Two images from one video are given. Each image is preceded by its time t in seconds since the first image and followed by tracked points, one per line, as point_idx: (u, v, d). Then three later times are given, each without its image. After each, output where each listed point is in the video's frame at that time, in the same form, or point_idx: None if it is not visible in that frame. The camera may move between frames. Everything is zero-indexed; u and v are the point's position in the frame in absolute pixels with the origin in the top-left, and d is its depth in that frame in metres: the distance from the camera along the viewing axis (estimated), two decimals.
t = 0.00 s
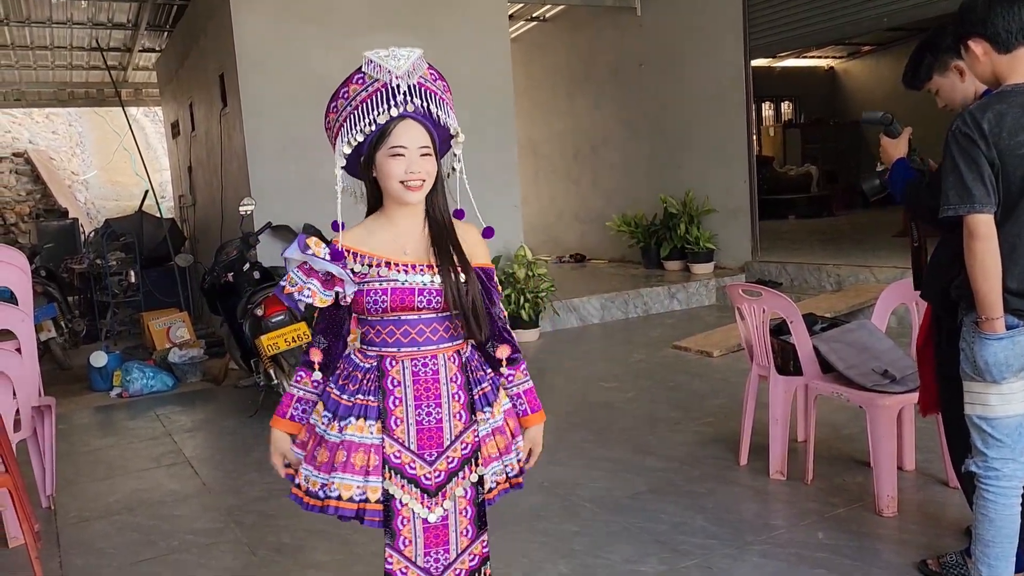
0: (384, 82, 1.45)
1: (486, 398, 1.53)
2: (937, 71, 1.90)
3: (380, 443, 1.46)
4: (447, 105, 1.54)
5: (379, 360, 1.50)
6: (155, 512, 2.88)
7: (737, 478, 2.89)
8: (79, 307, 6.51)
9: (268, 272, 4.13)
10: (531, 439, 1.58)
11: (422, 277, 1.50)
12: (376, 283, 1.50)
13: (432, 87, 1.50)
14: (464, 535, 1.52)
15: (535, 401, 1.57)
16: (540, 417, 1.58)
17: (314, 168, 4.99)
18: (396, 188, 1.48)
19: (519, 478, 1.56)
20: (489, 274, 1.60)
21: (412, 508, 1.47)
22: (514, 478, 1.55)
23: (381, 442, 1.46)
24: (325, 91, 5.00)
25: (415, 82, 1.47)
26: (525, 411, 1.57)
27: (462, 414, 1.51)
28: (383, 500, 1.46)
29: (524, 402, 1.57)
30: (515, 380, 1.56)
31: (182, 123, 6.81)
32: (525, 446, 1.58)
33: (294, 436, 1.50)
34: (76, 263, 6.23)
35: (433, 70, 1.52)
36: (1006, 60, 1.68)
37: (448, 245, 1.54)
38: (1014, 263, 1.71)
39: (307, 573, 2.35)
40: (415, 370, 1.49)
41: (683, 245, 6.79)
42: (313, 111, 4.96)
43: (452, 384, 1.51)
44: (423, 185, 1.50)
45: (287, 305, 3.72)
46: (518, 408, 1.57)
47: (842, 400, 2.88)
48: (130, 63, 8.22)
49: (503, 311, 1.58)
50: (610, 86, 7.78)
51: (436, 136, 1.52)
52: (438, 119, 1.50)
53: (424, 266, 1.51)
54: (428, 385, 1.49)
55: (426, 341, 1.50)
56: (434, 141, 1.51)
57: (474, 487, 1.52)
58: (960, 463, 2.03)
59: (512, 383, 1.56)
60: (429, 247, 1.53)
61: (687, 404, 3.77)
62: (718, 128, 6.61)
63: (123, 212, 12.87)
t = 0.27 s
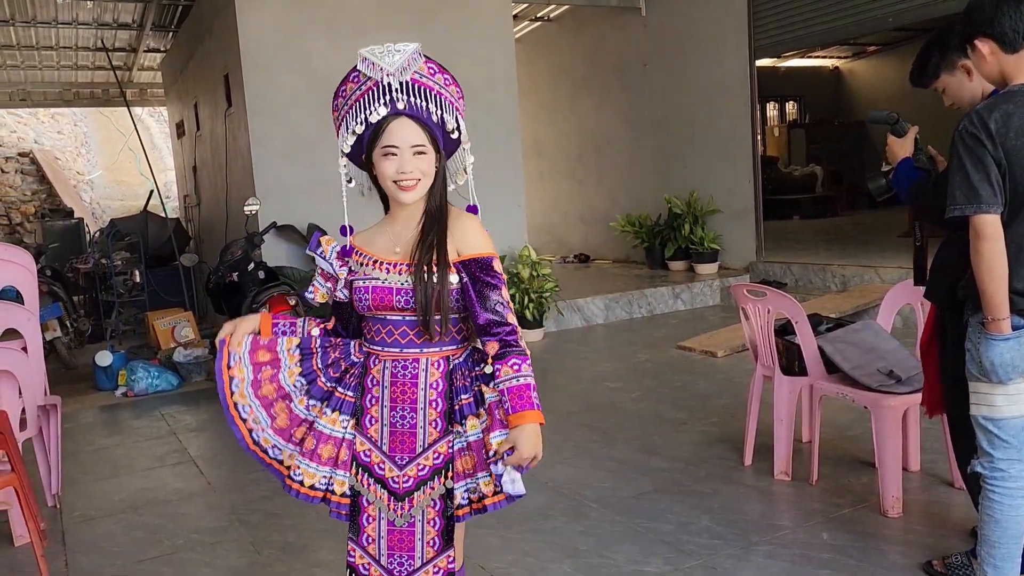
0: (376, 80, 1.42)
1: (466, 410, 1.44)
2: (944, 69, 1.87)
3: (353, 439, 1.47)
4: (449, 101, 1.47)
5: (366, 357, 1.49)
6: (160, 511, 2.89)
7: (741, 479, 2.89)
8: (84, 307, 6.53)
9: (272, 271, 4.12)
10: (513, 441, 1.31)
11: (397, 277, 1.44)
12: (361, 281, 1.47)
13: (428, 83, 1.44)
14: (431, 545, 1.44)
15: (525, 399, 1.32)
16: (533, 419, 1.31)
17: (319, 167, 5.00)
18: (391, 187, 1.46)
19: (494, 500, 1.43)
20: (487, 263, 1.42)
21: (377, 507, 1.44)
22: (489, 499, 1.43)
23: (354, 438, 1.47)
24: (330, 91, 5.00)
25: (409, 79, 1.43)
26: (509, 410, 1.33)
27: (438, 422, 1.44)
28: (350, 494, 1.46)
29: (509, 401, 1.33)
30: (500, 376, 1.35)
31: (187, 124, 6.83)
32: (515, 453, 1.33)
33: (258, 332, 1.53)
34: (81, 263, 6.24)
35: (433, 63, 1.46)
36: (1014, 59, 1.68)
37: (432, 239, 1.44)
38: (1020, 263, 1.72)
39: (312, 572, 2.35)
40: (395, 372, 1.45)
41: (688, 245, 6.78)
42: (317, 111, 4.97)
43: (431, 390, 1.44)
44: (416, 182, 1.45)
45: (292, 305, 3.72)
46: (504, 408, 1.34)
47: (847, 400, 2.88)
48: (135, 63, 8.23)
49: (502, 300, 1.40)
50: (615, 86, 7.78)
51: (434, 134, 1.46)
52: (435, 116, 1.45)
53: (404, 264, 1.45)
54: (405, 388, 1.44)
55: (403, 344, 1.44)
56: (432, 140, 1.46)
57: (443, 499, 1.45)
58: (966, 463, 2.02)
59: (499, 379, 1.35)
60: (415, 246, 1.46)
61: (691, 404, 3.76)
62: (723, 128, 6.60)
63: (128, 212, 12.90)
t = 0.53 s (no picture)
0: (363, 86, 1.39)
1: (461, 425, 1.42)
2: (951, 68, 1.86)
3: (343, 448, 1.44)
4: (437, 109, 1.42)
5: (364, 365, 1.48)
6: (165, 510, 2.90)
7: (745, 478, 2.89)
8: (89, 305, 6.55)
9: (276, 270, 4.13)
10: (543, 438, 1.26)
11: (389, 286, 1.41)
12: (356, 294, 1.46)
13: (416, 89, 1.40)
14: (415, 561, 1.40)
15: (547, 395, 1.27)
16: (558, 415, 1.26)
17: (324, 167, 5.00)
18: (376, 194, 1.43)
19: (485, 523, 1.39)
20: (480, 260, 1.38)
21: (362, 518, 1.42)
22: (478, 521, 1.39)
23: (344, 448, 1.44)
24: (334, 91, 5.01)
25: (396, 84, 1.39)
26: (531, 409, 1.27)
27: (432, 437, 1.40)
28: (336, 503, 1.43)
29: (530, 400, 1.28)
30: (515, 375, 1.29)
31: (191, 123, 6.85)
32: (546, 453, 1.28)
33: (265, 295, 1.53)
34: (86, 262, 6.26)
35: (423, 70, 1.42)
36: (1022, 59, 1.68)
37: (423, 246, 1.40)
38: None
39: (316, 571, 2.35)
40: (391, 383, 1.42)
41: (692, 245, 6.77)
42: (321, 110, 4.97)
43: (426, 404, 1.41)
44: (402, 190, 1.41)
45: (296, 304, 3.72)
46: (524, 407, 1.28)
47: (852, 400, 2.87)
48: (140, 62, 8.25)
49: (504, 295, 1.35)
50: (618, 85, 7.77)
51: (422, 142, 1.43)
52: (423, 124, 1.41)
53: (396, 275, 1.42)
54: (399, 400, 1.41)
55: (399, 354, 1.42)
56: (418, 148, 1.42)
57: (431, 518, 1.40)
58: (971, 464, 2.02)
59: (514, 380, 1.29)
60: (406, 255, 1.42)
61: (695, 404, 3.76)
62: (727, 127, 6.59)
63: (133, 211, 12.94)
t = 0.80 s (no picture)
0: (370, 91, 1.42)
1: (498, 419, 1.49)
2: (955, 67, 1.81)
3: (380, 467, 1.43)
4: (438, 121, 1.49)
5: (382, 380, 1.48)
6: (168, 507, 2.90)
7: (748, 478, 2.89)
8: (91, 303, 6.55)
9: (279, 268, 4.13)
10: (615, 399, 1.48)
11: (406, 296, 1.46)
12: (366, 308, 1.47)
13: (422, 101, 1.46)
14: (472, 570, 1.46)
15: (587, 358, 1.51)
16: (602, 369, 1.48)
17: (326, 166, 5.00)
18: (372, 204, 1.46)
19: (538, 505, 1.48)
20: (488, 265, 1.57)
21: (415, 535, 1.42)
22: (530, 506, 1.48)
23: (382, 466, 1.43)
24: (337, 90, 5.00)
25: (404, 94, 1.44)
26: (583, 367, 1.49)
27: (469, 437, 1.46)
28: (382, 527, 1.42)
29: (581, 361, 1.50)
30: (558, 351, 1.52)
31: (194, 120, 6.84)
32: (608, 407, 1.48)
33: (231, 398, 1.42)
34: (88, 259, 6.26)
35: (428, 83, 1.49)
36: None
37: (430, 258, 1.48)
38: None
39: (319, 569, 2.35)
40: (421, 390, 1.46)
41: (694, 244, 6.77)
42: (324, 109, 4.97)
43: (459, 405, 1.46)
44: (400, 204, 1.47)
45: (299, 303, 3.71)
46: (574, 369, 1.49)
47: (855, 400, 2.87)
48: (142, 60, 8.25)
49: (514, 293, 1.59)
50: (621, 84, 7.76)
51: (420, 153, 1.48)
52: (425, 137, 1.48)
53: (407, 283, 1.47)
54: (434, 406, 1.45)
55: (417, 361, 1.46)
56: (417, 159, 1.48)
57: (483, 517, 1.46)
58: (974, 464, 2.02)
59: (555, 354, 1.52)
60: (412, 264, 1.49)
61: (697, 403, 3.76)
62: (730, 126, 6.58)
63: (136, 209, 12.94)
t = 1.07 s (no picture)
0: (394, 71, 1.38)
1: (530, 380, 1.48)
2: (959, 62, 1.83)
3: (443, 455, 1.37)
4: (455, 104, 1.48)
5: (416, 369, 1.40)
6: (169, 505, 2.90)
7: (749, 476, 2.88)
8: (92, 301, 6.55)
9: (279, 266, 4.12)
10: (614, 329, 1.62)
11: (442, 272, 1.43)
12: (401, 289, 1.40)
13: (442, 83, 1.44)
14: (550, 528, 1.42)
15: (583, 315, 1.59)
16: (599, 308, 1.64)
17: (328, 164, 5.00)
18: (392, 184, 1.41)
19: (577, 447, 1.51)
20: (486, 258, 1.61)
21: (499, 513, 1.36)
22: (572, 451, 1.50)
23: (444, 454, 1.37)
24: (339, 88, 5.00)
25: (426, 74, 1.41)
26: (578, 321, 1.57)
27: (509, 407, 1.43)
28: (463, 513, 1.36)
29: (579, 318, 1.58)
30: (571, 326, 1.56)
31: (195, 118, 6.84)
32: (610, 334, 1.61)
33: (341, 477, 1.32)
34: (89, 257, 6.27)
35: (446, 65, 1.47)
36: None
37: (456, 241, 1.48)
38: None
39: (320, 567, 2.35)
40: (457, 370, 1.41)
41: (695, 242, 6.76)
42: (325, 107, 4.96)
43: (493, 378, 1.43)
44: (421, 183, 1.43)
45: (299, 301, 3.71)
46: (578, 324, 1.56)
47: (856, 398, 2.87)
48: (143, 57, 8.24)
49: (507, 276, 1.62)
50: (623, 82, 7.75)
51: (438, 135, 1.45)
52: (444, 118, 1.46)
53: (438, 260, 1.45)
54: (473, 383, 1.41)
55: (451, 344, 1.42)
56: (436, 141, 1.45)
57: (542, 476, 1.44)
58: (976, 462, 2.01)
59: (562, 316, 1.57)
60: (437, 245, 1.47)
61: (698, 402, 3.76)
62: (731, 124, 6.57)
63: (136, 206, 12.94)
